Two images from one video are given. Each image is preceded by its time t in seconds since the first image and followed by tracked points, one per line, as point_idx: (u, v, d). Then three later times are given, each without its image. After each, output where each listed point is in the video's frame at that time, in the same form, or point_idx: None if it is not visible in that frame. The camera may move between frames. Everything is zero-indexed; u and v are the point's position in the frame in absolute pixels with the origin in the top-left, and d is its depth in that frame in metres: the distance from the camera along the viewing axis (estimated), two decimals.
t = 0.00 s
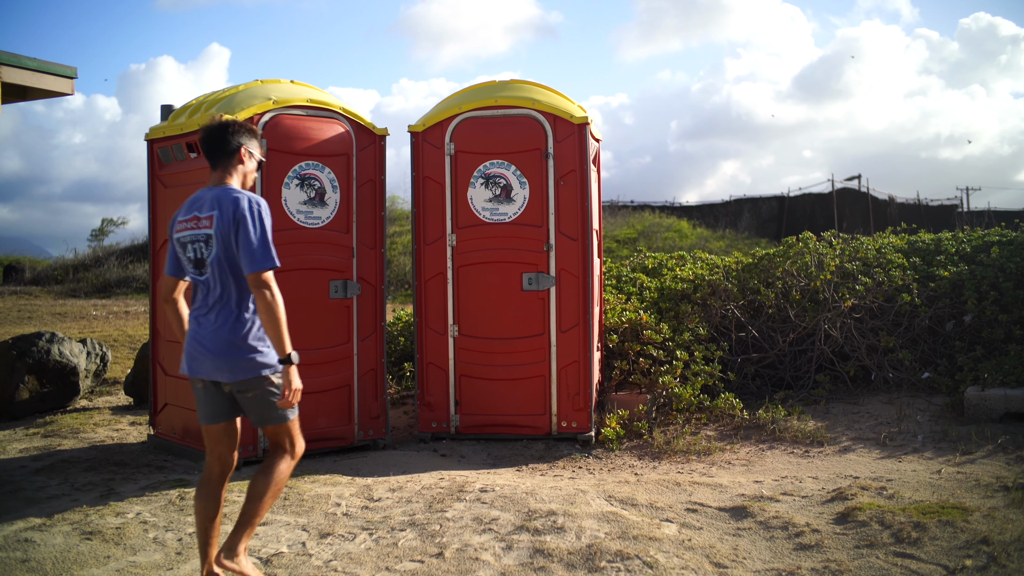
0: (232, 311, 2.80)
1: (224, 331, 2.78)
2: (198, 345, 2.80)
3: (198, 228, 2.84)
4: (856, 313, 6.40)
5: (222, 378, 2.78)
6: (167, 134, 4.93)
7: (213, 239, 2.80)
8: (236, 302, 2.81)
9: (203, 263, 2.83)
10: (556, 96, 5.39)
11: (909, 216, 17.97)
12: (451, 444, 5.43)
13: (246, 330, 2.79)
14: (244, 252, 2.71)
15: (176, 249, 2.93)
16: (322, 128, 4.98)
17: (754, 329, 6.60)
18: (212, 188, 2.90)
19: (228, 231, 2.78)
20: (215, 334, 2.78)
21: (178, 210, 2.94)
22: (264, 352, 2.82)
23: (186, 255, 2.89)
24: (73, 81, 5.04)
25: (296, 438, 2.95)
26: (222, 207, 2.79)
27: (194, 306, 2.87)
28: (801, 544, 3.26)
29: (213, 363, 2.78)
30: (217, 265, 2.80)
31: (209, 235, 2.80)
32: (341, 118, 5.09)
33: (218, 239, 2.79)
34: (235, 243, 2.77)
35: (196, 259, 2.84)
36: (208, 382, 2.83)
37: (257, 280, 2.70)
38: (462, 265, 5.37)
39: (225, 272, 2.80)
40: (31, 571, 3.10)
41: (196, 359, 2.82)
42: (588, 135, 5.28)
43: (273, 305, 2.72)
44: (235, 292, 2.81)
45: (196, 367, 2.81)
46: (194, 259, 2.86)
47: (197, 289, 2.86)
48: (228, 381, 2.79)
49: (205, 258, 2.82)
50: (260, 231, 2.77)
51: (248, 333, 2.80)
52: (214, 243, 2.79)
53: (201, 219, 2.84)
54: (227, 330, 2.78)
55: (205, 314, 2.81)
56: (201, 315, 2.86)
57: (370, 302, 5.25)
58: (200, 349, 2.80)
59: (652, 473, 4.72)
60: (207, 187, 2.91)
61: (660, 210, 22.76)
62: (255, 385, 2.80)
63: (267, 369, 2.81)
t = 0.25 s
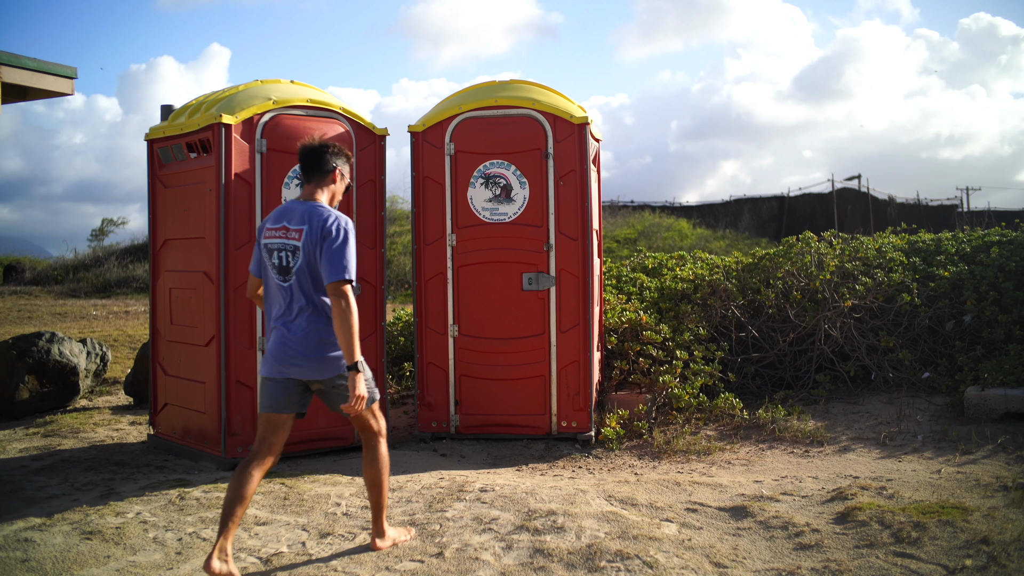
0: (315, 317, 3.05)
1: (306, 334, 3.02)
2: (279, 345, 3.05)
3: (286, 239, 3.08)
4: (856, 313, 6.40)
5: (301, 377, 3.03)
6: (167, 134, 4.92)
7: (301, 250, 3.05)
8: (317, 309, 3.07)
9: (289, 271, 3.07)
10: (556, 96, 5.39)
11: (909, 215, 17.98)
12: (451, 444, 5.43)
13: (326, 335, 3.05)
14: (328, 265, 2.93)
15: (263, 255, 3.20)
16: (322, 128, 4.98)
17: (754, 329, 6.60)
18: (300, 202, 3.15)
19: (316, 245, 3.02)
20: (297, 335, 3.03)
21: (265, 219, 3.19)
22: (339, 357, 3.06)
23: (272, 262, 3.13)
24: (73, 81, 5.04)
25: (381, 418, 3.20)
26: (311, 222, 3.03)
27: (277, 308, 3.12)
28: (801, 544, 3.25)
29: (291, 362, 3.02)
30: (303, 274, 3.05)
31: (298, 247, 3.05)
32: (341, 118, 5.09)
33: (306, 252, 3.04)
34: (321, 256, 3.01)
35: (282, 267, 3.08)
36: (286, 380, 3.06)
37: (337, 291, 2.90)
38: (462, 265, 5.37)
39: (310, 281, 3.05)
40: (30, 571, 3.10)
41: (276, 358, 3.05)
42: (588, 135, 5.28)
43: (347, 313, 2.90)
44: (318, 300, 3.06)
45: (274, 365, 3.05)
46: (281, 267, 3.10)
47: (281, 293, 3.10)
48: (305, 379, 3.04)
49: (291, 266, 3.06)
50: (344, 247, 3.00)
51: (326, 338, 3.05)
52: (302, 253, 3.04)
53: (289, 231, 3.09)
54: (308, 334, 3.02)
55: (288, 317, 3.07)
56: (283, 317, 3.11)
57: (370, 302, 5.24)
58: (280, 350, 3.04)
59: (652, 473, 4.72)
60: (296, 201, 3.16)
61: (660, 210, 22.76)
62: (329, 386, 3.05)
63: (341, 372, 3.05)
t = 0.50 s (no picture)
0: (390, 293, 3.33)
1: (383, 310, 3.30)
2: (357, 319, 3.31)
3: (364, 222, 3.35)
4: (856, 313, 6.40)
5: (374, 350, 3.28)
6: (166, 134, 4.92)
7: (378, 232, 3.32)
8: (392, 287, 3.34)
9: (365, 251, 3.33)
10: (556, 96, 5.39)
11: (908, 215, 18.00)
12: (451, 444, 5.43)
13: (399, 311, 3.32)
14: (409, 249, 3.25)
15: (337, 237, 3.44)
16: (321, 128, 4.98)
17: (753, 329, 6.60)
18: (376, 190, 3.44)
19: (394, 229, 3.31)
20: (374, 311, 3.29)
21: (341, 203, 3.44)
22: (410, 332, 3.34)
23: (348, 243, 3.38)
24: (73, 81, 5.04)
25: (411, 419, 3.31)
26: (391, 208, 3.32)
27: (353, 285, 3.38)
28: (801, 544, 3.25)
29: (367, 337, 3.28)
30: (380, 254, 3.32)
31: (376, 230, 3.32)
32: (341, 118, 5.08)
33: (384, 234, 3.32)
34: (399, 239, 3.30)
35: (358, 247, 3.34)
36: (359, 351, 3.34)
37: (418, 274, 3.24)
38: (462, 265, 5.37)
39: (386, 261, 3.33)
40: (30, 571, 3.10)
41: (353, 332, 3.33)
42: (588, 135, 5.28)
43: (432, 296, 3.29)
44: (392, 278, 3.33)
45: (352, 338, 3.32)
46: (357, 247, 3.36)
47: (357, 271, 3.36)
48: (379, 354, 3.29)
49: (367, 247, 3.33)
50: (423, 232, 3.32)
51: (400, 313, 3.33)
52: (380, 236, 3.31)
53: (367, 215, 3.36)
54: (384, 310, 3.30)
55: (364, 293, 3.34)
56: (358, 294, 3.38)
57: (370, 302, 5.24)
58: (358, 324, 3.31)
59: (652, 473, 4.72)
60: (371, 188, 3.44)
61: (660, 210, 22.77)
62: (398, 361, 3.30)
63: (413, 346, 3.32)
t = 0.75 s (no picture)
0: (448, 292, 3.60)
1: (442, 308, 3.56)
2: (417, 318, 3.56)
3: (421, 226, 3.62)
4: (856, 313, 6.40)
5: (435, 346, 3.53)
6: (166, 134, 4.92)
7: (435, 235, 3.59)
8: (448, 286, 3.61)
9: (422, 255, 3.60)
10: (556, 96, 5.39)
11: (909, 215, 18.01)
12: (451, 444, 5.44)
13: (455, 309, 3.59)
14: (467, 249, 3.54)
15: (394, 242, 3.69)
16: (322, 128, 4.98)
17: (754, 329, 6.60)
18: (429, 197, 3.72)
19: (449, 231, 3.59)
20: (433, 310, 3.55)
21: (397, 211, 3.70)
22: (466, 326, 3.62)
23: (405, 247, 3.64)
24: (73, 81, 5.04)
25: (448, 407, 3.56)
26: (446, 212, 3.60)
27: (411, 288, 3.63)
28: (801, 544, 3.26)
29: (429, 334, 3.53)
30: (437, 256, 3.58)
31: (433, 233, 3.59)
32: (341, 118, 5.09)
33: (440, 236, 3.59)
34: (455, 241, 3.59)
35: (416, 251, 3.60)
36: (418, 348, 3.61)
37: (476, 271, 3.54)
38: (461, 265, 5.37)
39: (443, 262, 3.59)
40: (31, 571, 3.10)
41: (414, 331, 3.57)
42: (588, 135, 5.28)
43: (490, 289, 3.56)
44: (447, 279, 3.60)
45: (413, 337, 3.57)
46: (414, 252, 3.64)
47: (415, 274, 3.61)
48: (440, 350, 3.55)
49: (425, 250, 3.60)
50: (477, 233, 3.62)
51: (458, 310, 3.60)
52: (437, 239, 3.58)
53: (423, 219, 3.63)
54: (443, 308, 3.56)
55: (424, 295, 3.59)
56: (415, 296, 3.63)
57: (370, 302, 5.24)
58: (419, 324, 3.56)
59: (652, 473, 4.72)
60: (424, 196, 3.72)
61: (660, 210, 22.77)
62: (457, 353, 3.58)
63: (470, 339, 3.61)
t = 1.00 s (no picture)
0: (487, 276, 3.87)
1: (484, 291, 3.84)
2: (460, 302, 3.85)
3: (462, 216, 3.92)
4: (856, 313, 6.40)
5: (479, 328, 3.83)
6: (167, 134, 4.93)
7: (475, 224, 3.89)
8: (489, 271, 3.90)
9: (464, 242, 3.90)
10: (556, 96, 5.39)
11: (908, 215, 18.01)
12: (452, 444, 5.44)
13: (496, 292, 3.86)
14: (504, 235, 3.80)
15: (438, 231, 4.01)
16: (322, 128, 4.98)
17: (754, 329, 6.60)
18: (470, 188, 4.02)
19: (488, 219, 3.87)
20: (475, 293, 3.84)
21: (441, 201, 4.01)
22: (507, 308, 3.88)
23: (448, 235, 3.95)
24: (73, 81, 5.04)
25: (529, 374, 4.06)
26: (485, 201, 3.89)
27: (455, 273, 3.93)
28: (801, 544, 3.26)
29: (473, 316, 3.82)
30: (477, 243, 3.87)
31: (473, 221, 3.88)
32: (341, 118, 5.09)
33: (479, 224, 3.87)
34: (494, 228, 3.86)
35: (459, 239, 3.91)
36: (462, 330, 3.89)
37: (510, 255, 3.78)
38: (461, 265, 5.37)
39: (483, 248, 3.86)
40: (31, 571, 3.10)
41: (457, 313, 3.85)
42: (588, 135, 5.28)
43: (520, 273, 3.78)
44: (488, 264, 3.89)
45: (457, 319, 3.84)
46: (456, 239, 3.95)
47: (458, 260, 3.91)
48: (482, 330, 3.83)
49: (467, 238, 3.90)
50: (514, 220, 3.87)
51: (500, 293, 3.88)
52: (478, 227, 3.87)
53: (463, 209, 3.93)
54: (485, 292, 3.85)
55: (466, 279, 3.88)
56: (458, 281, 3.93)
57: (370, 302, 5.24)
58: (461, 306, 3.85)
59: (652, 473, 4.72)
60: (466, 187, 4.02)
61: (660, 210, 22.77)
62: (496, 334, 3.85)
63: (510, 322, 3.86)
